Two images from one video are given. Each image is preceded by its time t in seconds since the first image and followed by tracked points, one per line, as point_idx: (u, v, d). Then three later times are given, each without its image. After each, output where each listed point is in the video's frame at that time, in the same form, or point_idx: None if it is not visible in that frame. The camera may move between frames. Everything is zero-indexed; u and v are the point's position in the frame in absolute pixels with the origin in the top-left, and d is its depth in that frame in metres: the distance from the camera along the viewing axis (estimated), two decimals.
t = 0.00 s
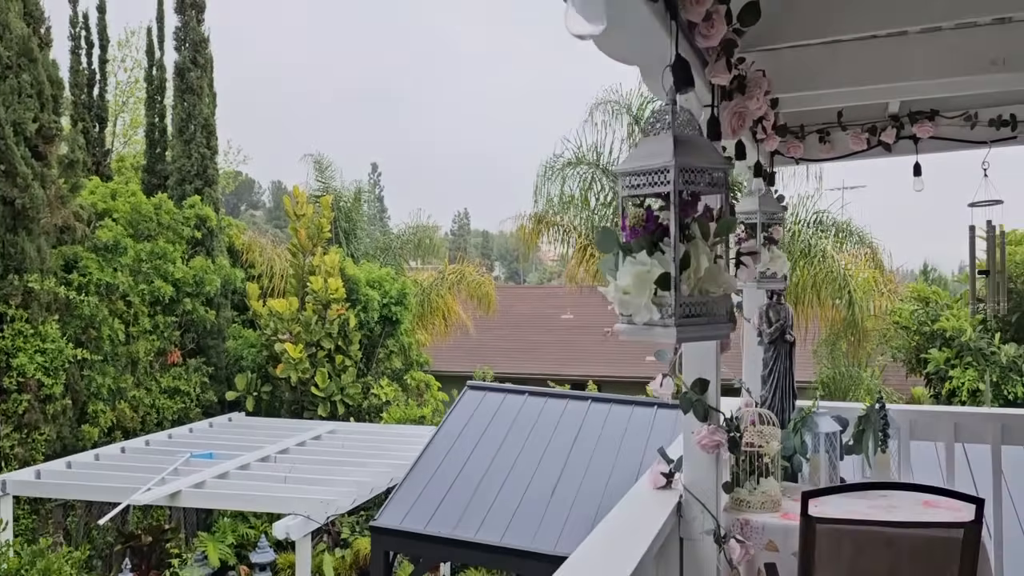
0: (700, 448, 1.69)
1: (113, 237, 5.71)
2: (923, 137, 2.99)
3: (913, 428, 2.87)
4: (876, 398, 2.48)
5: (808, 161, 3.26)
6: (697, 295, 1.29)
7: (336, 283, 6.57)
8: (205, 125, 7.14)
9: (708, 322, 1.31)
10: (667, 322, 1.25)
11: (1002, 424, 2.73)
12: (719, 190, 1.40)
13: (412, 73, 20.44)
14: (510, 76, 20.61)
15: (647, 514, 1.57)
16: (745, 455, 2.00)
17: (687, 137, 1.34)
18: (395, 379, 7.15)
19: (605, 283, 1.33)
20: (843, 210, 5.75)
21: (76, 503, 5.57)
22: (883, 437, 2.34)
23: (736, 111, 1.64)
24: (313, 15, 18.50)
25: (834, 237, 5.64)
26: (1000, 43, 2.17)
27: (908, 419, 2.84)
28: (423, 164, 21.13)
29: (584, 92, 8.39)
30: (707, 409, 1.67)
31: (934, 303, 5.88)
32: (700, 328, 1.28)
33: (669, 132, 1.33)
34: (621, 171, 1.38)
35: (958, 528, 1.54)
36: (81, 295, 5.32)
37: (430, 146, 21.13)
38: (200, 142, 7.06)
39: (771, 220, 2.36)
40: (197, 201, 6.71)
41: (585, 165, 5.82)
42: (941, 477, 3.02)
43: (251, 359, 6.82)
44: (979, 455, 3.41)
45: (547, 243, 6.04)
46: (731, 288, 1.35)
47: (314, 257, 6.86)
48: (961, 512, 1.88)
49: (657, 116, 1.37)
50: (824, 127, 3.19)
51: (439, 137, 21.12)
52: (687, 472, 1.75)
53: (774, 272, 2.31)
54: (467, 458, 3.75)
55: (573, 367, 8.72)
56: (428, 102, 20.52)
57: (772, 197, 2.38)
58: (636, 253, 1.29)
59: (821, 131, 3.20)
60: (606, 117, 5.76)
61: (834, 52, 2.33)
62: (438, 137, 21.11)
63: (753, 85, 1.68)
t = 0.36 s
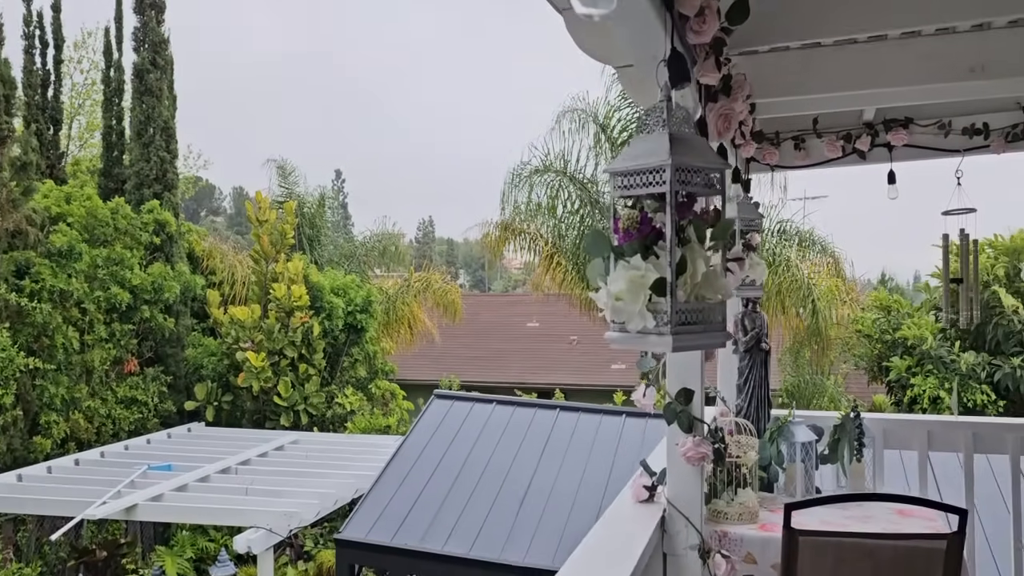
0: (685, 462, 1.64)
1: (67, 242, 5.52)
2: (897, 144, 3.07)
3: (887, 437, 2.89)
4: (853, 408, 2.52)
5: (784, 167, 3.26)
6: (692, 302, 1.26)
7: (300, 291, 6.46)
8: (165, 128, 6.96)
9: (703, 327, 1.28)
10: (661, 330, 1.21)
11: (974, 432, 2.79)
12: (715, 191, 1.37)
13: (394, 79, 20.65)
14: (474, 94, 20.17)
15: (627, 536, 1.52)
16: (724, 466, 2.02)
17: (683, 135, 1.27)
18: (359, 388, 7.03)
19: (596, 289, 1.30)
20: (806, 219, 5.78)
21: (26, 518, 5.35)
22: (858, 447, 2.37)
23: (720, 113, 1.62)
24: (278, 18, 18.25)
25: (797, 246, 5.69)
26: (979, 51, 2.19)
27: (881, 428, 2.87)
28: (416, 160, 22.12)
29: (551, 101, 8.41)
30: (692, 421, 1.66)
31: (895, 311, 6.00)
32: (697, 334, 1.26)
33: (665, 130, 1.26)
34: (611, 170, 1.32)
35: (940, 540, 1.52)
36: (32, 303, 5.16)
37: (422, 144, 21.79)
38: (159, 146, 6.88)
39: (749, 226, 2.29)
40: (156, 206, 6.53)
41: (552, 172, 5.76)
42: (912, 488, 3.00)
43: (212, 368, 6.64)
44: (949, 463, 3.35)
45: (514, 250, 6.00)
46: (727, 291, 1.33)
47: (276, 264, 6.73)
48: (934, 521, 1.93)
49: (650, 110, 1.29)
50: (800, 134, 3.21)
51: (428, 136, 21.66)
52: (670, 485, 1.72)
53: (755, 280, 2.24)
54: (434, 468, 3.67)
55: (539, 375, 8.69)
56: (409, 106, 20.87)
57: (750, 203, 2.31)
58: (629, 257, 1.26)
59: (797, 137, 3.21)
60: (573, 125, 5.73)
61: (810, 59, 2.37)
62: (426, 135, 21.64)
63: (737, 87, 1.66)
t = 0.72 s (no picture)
0: (663, 476, 1.64)
1: (25, 242, 5.34)
2: (873, 151, 3.10)
3: (861, 446, 2.92)
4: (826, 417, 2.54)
5: (760, 173, 3.29)
6: (677, 311, 1.22)
7: (266, 293, 6.31)
8: (128, 126, 6.80)
9: (688, 339, 1.24)
10: (644, 341, 1.17)
11: (947, 442, 2.82)
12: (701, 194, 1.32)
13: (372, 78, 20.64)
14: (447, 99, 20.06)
15: (604, 551, 1.50)
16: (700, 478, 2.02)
17: (667, 135, 1.23)
18: (327, 393, 6.90)
19: (575, 295, 1.27)
20: (774, 227, 5.87)
21: None
22: (833, 457, 2.38)
23: (701, 115, 1.61)
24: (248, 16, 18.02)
25: (766, 253, 5.75)
26: (957, 57, 2.20)
27: (856, 437, 2.89)
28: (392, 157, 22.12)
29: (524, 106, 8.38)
30: (670, 433, 1.64)
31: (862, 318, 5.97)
32: (681, 346, 1.21)
33: (648, 130, 1.23)
34: (592, 171, 1.28)
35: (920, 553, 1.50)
36: None
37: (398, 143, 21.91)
38: (122, 144, 6.70)
39: (727, 231, 2.27)
40: (118, 205, 6.34)
41: (524, 176, 5.72)
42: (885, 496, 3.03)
43: (175, 372, 6.47)
44: (918, 471, 3.38)
45: (485, 254, 5.94)
46: (713, 302, 1.28)
47: (242, 266, 6.58)
48: (909, 534, 2.03)
49: (633, 108, 1.26)
50: (776, 140, 3.24)
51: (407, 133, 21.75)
52: (646, 497, 1.70)
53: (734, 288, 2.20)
54: (402, 475, 3.61)
55: (510, 381, 8.64)
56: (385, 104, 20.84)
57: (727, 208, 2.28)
58: (610, 262, 1.21)
59: (773, 143, 3.24)
60: (544, 129, 5.73)
61: (791, 65, 2.36)
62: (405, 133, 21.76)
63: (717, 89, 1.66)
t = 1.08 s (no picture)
0: (640, 484, 1.61)
1: None
2: (851, 154, 3.11)
3: (837, 451, 2.92)
4: (803, 422, 2.54)
5: (738, 175, 3.29)
6: (658, 317, 1.19)
7: (238, 291, 6.18)
8: (96, 120, 6.63)
9: (669, 346, 1.20)
10: (623, 347, 1.13)
11: (922, 447, 2.84)
12: (684, 195, 1.29)
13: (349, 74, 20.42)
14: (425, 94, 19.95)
15: (578, 563, 1.48)
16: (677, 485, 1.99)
17: (648, 130, 1.20)
18: (298, 393, 6.79)
19: (551, 298, 1.22)
20: (750, 229, 5.90)
21: None
22: (810, 463, 2.39)
23: (682, 113, 1.60)
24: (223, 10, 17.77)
25: (741, 256, 5.78)
26: (937, 60, 2.21)
27: (832, 442, 2.90)
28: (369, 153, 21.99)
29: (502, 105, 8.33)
30: (648, 440, 1.59)
31: (835, 322, 5.99)
32: (662, 353, 1.18)
33: (629, 123, 1.18)
34: (570, 168, 1.24)
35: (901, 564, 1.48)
36: None
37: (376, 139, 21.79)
38: (90, 138, 6.54)
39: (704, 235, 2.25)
40: (85, 200, 6.19)
41: (500, 176, 5.67)
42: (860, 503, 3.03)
43: (142, 371, 6.33)
44: (893, 476, 3.39)
45: (460, 254, 5.89)
46: (694, 309, 1.26)
47: (213, 264, 6.44)
48: (887, 540, 2.05)
49: (614, 101, 1.21)
50: (754, 142, 3.24)
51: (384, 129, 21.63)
52: (623, 507, 1.67)
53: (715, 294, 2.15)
54: (373, 478, 3.55)
55: (484, 381, 8.59)
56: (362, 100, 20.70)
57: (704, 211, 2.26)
58: (588, 264, 1.18)
59: (752, 145, 3.25)
60: (521, 129, 5.70)
61: (771, 64, 2.34)
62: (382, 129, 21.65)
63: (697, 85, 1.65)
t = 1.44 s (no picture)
0: (623, 484, 1.60)
1: None
2: (835, 153, 3.14)
3: (819, 451, 2.94)
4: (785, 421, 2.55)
5: (722, 172, 3.29)
6: (643, 312, 1.17)
7: (218, 287, 6.09)
8: (73, 112, 6.50)
9: (654, 342, 1.19)
10: (607, 343, 1.12)
11: (905, 446, 2.85)
12: (670, 186, 1.28)
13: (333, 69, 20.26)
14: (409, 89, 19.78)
15: (560, 564, 1.46)
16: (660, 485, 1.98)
17: (633, 119, 1.18)
18: (279, 389, 6.72)
19: (533, 292, 1.20)
20: (732, 229, 5.93)
21: None
22: (792, 461, 2.39)
23: (667, 106, 1.61)
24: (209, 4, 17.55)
25: (723, 255, 5.80)
26: (923, 58, 2.21)
27: (814, 441, 2.91)
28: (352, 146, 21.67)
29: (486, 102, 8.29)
30: (631, 439, 1.61)
31: (817, 321, 6.03)
32: (646, 350, 1.16)
33: (614, 113, 1.17)
34: (554, 158, 1.22)
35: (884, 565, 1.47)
36: None
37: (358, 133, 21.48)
38: (67, 129, 6.41)
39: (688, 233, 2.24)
40: (62, 192, 6.08)
41: (484, 173, 5.64)
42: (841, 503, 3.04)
43: (119, 367, 6.23)
44: (874, 475, 3.41)
45: (443, 250, 5.85)
46: (679, 305, 1.24)
47: (192, 259, 6.35)
48: (868, 540, 2.04)
49: (598, 90, 1.20)
50: (739, 140, 3.23)
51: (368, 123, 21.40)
52: (604, 507, 1.66)
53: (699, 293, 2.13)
54: (353, 476, 3.51)
55: (467, 379, 8.56)
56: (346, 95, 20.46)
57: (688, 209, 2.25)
58: (571, 257, 1.16)
59: (736, 143, 3.24)
60: (504, 126, 5.67)
61: (758, 61, 2.34)
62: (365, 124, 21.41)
63: (684, 77, 1.65)
